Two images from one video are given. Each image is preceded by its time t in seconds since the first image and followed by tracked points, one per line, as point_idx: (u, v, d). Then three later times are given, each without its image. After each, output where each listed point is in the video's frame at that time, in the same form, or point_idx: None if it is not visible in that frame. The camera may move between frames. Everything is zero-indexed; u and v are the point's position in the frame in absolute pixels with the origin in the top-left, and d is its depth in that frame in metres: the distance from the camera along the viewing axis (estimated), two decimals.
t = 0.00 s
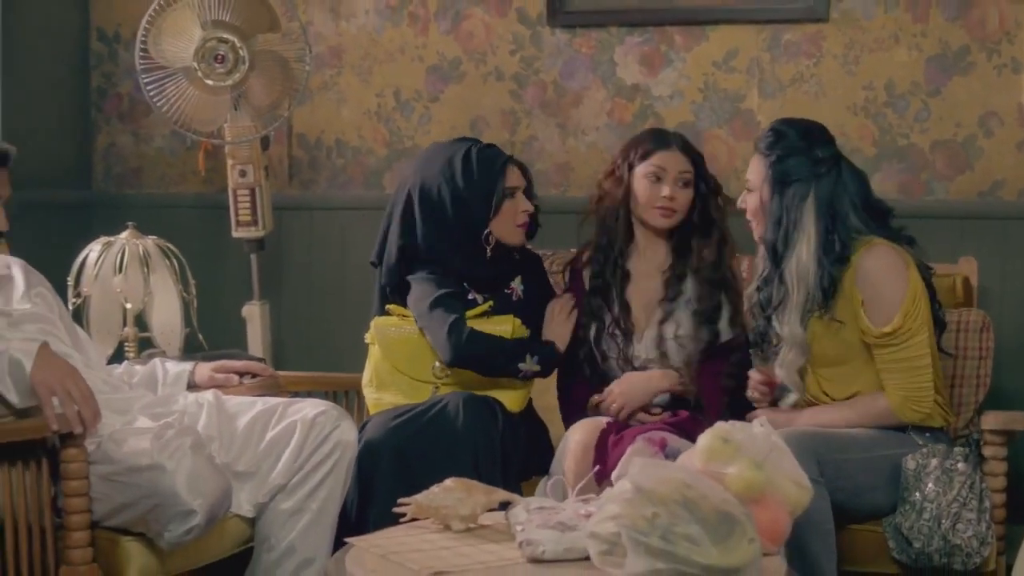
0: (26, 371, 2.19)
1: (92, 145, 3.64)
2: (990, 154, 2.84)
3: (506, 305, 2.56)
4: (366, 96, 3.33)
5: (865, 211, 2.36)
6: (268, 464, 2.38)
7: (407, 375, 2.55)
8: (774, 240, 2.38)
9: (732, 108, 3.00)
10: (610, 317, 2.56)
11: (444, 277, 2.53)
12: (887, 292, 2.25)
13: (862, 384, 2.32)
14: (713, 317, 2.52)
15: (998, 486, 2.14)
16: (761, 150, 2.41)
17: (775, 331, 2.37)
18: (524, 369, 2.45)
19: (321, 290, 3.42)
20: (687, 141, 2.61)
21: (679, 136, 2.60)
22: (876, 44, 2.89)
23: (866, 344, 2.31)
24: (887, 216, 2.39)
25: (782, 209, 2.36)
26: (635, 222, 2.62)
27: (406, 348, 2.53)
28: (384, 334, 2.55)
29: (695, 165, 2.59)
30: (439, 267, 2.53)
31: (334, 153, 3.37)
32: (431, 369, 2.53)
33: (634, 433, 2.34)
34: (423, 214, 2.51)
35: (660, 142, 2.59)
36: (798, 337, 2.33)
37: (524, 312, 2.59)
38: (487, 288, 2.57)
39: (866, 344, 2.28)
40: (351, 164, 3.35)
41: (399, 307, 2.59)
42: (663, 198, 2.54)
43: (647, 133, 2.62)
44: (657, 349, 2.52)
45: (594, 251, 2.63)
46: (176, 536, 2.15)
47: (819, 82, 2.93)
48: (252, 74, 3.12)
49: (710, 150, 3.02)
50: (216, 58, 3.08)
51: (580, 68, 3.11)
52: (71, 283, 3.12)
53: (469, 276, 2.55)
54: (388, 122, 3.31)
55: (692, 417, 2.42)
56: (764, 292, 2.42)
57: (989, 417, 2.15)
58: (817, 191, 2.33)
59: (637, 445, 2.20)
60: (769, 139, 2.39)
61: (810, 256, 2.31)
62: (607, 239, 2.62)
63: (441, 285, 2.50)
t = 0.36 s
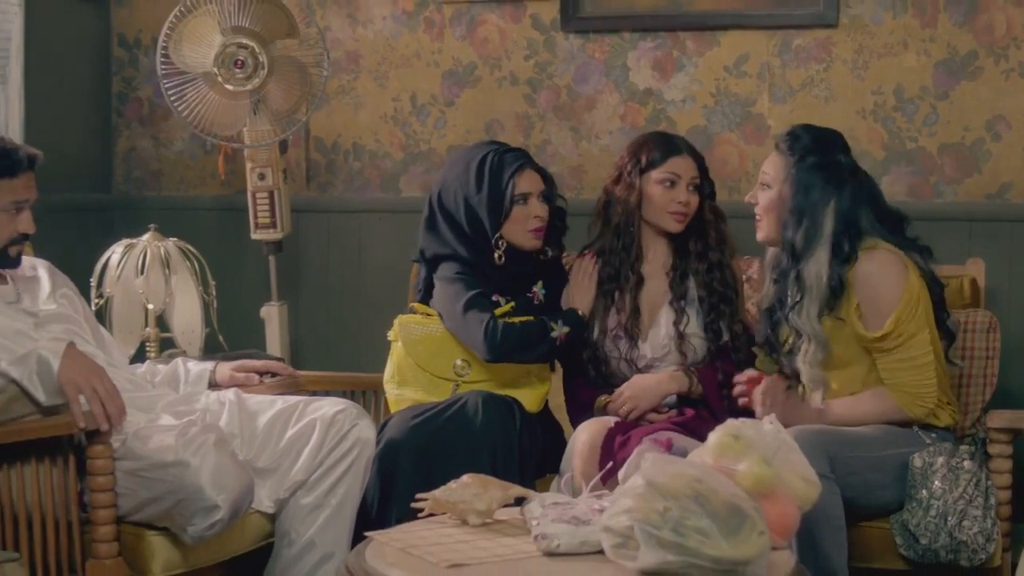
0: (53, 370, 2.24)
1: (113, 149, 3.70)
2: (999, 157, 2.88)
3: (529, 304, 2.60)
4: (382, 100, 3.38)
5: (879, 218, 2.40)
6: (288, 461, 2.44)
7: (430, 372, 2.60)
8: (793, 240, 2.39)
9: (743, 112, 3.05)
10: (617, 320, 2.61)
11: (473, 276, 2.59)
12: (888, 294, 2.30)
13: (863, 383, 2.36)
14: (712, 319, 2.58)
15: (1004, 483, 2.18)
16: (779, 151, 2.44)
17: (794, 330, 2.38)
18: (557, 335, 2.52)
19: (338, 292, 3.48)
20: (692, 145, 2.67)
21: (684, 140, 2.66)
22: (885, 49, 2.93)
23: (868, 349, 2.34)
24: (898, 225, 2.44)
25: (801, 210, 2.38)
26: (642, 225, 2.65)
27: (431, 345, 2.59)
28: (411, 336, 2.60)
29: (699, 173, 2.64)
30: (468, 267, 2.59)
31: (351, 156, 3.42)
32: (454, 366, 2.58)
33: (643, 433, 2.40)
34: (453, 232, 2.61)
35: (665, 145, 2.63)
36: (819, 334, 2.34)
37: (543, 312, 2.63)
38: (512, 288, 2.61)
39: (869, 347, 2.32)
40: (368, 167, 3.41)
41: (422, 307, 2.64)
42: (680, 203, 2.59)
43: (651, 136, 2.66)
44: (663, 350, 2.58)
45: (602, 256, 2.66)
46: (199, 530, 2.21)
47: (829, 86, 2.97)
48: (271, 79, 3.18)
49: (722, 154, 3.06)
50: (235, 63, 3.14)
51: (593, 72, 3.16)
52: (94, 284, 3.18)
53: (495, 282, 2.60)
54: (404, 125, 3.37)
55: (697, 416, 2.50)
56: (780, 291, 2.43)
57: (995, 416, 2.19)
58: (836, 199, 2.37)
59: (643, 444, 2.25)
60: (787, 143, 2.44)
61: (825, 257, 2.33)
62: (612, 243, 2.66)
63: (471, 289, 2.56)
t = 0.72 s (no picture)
0: (77, 369, 2.31)
1: (130, 153, 3.76)
2: (1003, 162, 2.92)
3: (535, 307, 2.66)
4: (396, 105, 3.44)
5: (886, 211, 2.44)
6: (304, 460, 2.49)
7: (439, 373, 2.65)
8: (797, 243, 2.48)
9: (751, 116, 3.09)
10: (619, 325, 2.66)
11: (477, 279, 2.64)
12: (907, 293, 2.34)
13: (881, 380, 2.40)
14: (713, 319, 2.63)
15: (1007, 481, 2.23)
16: (789, 155, 2.49)
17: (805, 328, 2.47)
18: (561, 342, 2.57)
19: (352, 294, 3.53)
20: (691, 151, 2.72)
21: (682, 146, 2.71)
22: (891, 55, 2.98)
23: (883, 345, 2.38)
24: (908, 215, 2.48)
25: (804, 211, 2.46)
26: (642, 230, 2.70)
27: (440, 347, 2.65)
28: (420, 337, 2.66)
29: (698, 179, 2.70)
30: (472, 271, 2.64)
31: (365, 160, 3.48)
32: (462, 366, 2.63)
33: (651, 433, 2.44)
34: (457, 235, 2.67)
35: (664, 151, 2.68)
36: (824, 332, 2.42)
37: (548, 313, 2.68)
38: (517, 291, 2.67)
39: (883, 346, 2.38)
40: (381, 171, 3.47)
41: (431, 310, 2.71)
42: (680, 209, 2.64)
43: (650, 143, 2.71)
44: (666, 352, 2.63)
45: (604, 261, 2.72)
46: (219, 526, 2.26)
47: (836, 92, 3.02)
48: (287, 84, 3.23)
49: (730, 158, 3.11)
50: (252, 68, 3.20)
51: (603, 78, 3.21)
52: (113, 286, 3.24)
53: (500, 285, 2.65)
54: (417, 130, 3.42)
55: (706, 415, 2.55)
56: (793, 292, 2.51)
57: (997, 416, 2.23)
58: (836, 194, 2.42)
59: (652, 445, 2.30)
60: (799, 145, 2.47)
61: (829, 255, 2.41)
62: (613, 249, 2.71)
63: (475, 292, 2.61)
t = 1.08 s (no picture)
0: (98, 370, 2.36)
1: (145, 157, 3.82)
2: (1006, 166, 2.96)
3: (539, 307, 2.72)
4: (407, 110, 3.49)
5: (897, 214, 2.48)
6: (319, 460, 2.54)
7: (447, 376, 2.71)
8: (812, 246, 2.51)
9: (758, 122, 3.14)
10: (624, 329, 2.70)
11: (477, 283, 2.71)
12: (918, 296, 2.39)
13: (890, 382, 2.46)
14: (715, 321, 2.67)
15: (1007, 480, 2.27)
16: (799, 161, 2.54)
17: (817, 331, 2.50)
18: (561, 344, 2.61)
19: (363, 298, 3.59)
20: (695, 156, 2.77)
21: (687, 151, 2.76)
22: (895, 61, 3.02)
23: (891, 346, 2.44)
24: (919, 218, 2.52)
25: (818, 214, 2.49)
26: (645, 234, 2.75)
27: (447, 350, 2.70)
28: (425, 339, 2.72)
29: (701, 185, 2.75)
30: (475, 274, 2.70)
31: (376, 165, 3.53)
32: (470, 368, 2.69)
33: (660, 433, 2.49)
34: (458, 241, 2.74)
35: (668, 157, 2.73)
36: (838, 333, 2.45)
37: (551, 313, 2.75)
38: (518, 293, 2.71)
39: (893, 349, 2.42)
40: (393, 175, 3.52)
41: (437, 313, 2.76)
42: (683, 214, 2.69)
43: (655, 147, 2.76)
44: (671, 355, 2.67)
45: (609, 265, 2.76)
46: (237, 523, 2.32)
47: (842, 98, 3.07)
48: (300, 91, 3.29)
49: (737, 163, 3.16)
50: (266, 75, 3.25)
51: (612, 84, 3.26)
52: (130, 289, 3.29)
53: (500, 287, 2.70)
54: (429, 135, 3.48)
55: (712, 414, 2.60)
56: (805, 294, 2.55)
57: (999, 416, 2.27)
58: (849, 197, 2.46)
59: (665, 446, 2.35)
60: (809, 151, 2.52)
61: (844, 256, 2.44)
62: (617, 253, 2.76)
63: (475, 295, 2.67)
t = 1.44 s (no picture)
0: (117, 371, 2.39)
1: (160, 162, 3.88)
2: (1010, 171, 3.00)
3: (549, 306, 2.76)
4: (418, 116, 3.54)
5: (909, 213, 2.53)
6: (333, 459, 2.59)
7: (458, 376, 2.75)
8: (829, 247, 2.55)
9: (764, 128, 3.18)
10: (634, 332, 2.74)
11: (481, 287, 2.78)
12: (935, 297, 2.42)
13: (897, 382, 2.50)
14: (722, 326, 2.71)
15: (1009, 480, 2.31)
16: (807, 167, 2.58)
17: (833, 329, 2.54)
18: (574, 322, 2.65)
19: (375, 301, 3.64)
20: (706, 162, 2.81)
21: (698, 157, 2.80)
22: (900, 67, 3.07)
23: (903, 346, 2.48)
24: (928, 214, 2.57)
25: (834, 215, 2.53)
26: (655, 238, 2.80)
27: (457, 351, 2.75)
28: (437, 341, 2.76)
29: (712, 191, 2.79)
30: (483, 276, 2.76)
31: (388, 170, 3.58)
32: (480, 368, 2.74)
33: (667, 433, 2.54)
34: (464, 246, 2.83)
35: (679, 162, 2.77)
36: (858, 331, 2.48)
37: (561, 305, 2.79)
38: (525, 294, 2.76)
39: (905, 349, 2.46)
40: (404, 180, 3.57)
41: (447, 315, 2.80)
42: (692, 220, 2.74)
43: (667, 152, 2.80)
44: (680, 359, 2.71)
45: (620, 268, 2.81)
46: (253, 521, 2.37)
47: (847, 104, 3.11)
48: (313, 97, 3.34)
49: (744, 168, 3.20)
50: (279, 81, 3.30)
51: (620, 90, 3.31)
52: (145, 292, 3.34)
53: (507, 288, 2.75)
54: (439, 140, 3.52)
55: (718, 416, 2.65)
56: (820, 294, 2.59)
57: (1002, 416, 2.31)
58: (864, 196, 2.51)
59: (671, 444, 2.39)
60: (814, 157, 2.56)
61: (863, 252, 2.48)
62: (628, 256, 2.80)
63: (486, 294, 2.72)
